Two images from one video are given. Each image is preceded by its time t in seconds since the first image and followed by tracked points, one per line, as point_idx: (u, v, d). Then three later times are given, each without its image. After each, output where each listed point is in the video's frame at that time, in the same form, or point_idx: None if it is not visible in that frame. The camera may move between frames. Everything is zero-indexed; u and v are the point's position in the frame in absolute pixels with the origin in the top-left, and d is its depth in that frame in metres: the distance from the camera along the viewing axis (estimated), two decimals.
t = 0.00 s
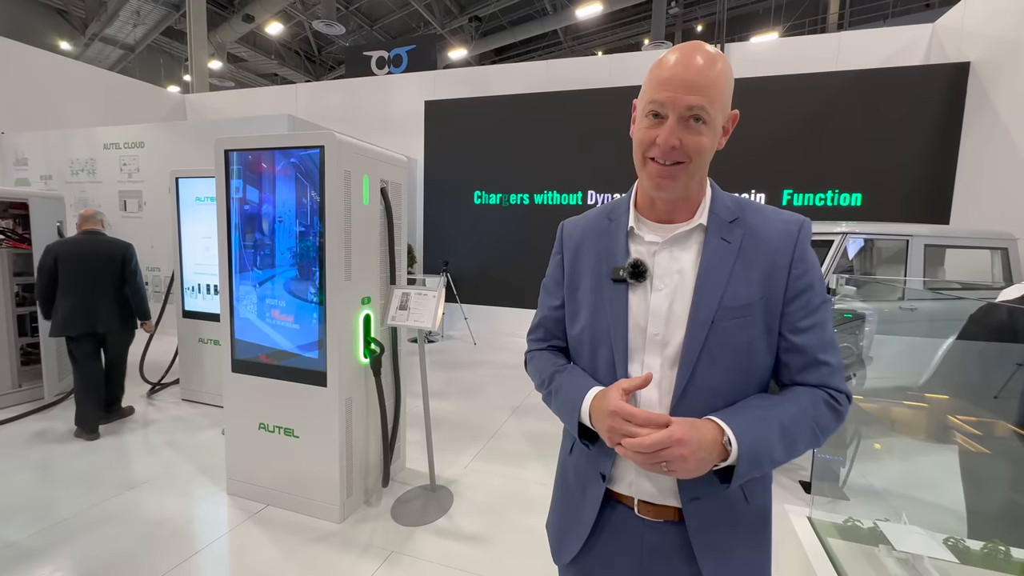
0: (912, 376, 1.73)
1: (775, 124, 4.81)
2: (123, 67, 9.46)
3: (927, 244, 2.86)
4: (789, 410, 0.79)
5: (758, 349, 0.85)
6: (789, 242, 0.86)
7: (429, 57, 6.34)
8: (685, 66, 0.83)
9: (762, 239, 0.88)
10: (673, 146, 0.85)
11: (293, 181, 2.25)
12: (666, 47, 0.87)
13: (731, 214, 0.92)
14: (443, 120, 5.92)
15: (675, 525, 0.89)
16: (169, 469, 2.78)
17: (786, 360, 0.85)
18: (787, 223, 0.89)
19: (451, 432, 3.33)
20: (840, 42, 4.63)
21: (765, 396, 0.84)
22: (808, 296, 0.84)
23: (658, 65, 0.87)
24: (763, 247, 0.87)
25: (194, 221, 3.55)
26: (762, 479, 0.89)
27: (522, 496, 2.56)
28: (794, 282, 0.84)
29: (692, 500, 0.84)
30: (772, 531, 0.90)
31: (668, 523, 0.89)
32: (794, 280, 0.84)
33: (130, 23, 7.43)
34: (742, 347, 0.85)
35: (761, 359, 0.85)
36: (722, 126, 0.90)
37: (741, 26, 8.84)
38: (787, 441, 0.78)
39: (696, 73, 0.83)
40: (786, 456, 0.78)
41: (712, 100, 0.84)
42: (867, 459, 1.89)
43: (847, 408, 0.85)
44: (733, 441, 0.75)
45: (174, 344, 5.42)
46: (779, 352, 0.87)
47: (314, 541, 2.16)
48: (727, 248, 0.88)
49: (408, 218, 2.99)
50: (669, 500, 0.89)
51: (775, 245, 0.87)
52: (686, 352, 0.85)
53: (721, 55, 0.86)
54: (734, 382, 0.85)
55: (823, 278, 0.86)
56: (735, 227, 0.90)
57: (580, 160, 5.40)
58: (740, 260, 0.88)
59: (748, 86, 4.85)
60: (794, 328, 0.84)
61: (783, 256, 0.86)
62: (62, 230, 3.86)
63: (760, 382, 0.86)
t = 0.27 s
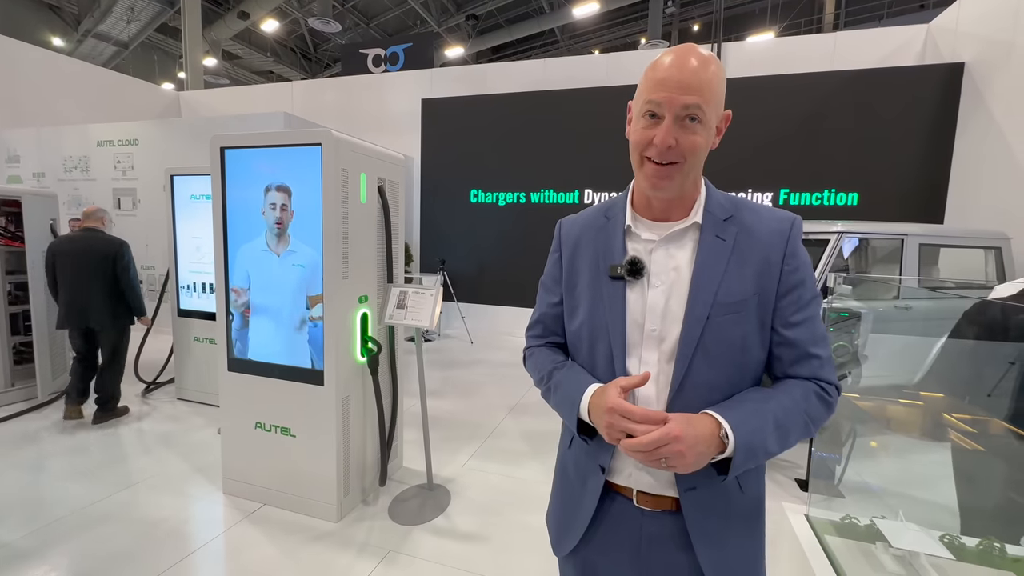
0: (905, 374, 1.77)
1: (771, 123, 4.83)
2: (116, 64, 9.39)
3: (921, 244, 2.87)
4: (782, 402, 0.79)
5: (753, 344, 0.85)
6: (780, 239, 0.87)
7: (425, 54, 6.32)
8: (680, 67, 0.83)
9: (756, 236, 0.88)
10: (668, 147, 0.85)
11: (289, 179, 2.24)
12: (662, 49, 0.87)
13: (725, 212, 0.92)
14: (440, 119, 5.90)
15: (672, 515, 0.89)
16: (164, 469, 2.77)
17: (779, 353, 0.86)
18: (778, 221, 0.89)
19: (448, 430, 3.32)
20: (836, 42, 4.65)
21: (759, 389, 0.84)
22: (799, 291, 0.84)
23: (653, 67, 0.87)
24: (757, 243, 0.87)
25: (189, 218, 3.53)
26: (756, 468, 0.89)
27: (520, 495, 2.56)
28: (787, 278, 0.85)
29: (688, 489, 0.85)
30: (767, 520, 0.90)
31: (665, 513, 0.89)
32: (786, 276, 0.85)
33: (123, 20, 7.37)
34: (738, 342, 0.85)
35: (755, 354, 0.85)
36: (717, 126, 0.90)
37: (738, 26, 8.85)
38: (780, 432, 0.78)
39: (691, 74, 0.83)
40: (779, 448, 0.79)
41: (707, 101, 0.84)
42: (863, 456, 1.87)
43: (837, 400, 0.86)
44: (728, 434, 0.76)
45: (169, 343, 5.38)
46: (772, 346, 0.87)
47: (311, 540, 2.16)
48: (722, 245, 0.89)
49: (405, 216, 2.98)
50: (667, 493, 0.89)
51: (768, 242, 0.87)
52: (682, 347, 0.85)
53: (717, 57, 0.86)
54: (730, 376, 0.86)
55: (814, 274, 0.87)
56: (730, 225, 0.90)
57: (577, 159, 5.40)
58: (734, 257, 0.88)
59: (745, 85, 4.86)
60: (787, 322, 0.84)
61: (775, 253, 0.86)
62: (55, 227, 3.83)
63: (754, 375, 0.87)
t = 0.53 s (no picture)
0: (899, 373, 1.79)
1: (766, 124, 4.85)
2: (110, 62, 9.33)
3: (915, 245, 2.90)
4: (776, 398, 0.80)
5: (748, 340, 0.86)
6: (773, 238, 0.87)
7: (422, 54, 6.30)
8: (671, 72, 0.84)
9: (750, 235, 0.88)
10: (660, 151, 0.85)
11: (285, 179, 2.23)
12: (654, 54, 0.88)
13: (719, 212, 0.92)
14: (436, 118, 5.89)
15: (672, 511, 0.90)
16: (159, 470, 2.75)
17: (773, 350, 0.86)
18: (771, 221, 0.90)
19: (445, 430, 3.32)
20: (831, 44, 4.68)
21: (754, 385, 0.85)
22: (793, 289, 0.85)
23: (646, 72, 0.87)
24: (751, 241, 0.88)
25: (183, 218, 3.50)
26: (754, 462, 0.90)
27: (517, 494, 2.57)
28: (780, 276, 0.85)
29: (687, 484, 0.85)
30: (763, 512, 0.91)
31: (664, 508, 0.90)
32: (779, 274, 0.85)
33: (117, 17, 7.32)
34: (733, 339, 0.86)
35: (750, 351, 0.86)
36: (709, 129, 0.90)
37: (734, 28, 8.89)
38: (775, 426, 0.79)
39: (683, 80, 0.84)
40: (775, 442, 0.80)
41: (698, 105, 0.84)
42: (859, 455, 1.83)
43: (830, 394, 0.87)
44: (725, 429, 0.76)
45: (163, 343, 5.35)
46: (767, 343, 0.88)
47: (308, 541, 2.15)
48: (716, 244, 0.89)
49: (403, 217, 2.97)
50: (667, 489, 0.90)
51: (762, 241, 0.87)
52: (679, 345, 0.85)
53: (707, 61, 0.86)
54: (727, 373, 0.86)
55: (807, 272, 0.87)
56: (723, 225, 0.90)
57: (574, 160, 5.41)
58: (729, 256, 0.88)
59: (741, 86, 4.88)
60: (781, 319, 0.85)
61: (768, 252, 0.87)
62: (49, 227, 3.79)
63: (750, 372, 0.87)
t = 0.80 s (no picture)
0: (894, 372, 1.81)
1: (762, 124, 4.87)
2: (103, 60, 9.25)
3: (910, 244, 2.91)
4: (779, 395, 0.80)
5: (749, 338, 0.86)
6: (773, 236, 0.88)
7: (418, 52, 6.28)
8: (668, 72, 0.84)
9: (751, 234, 0.88)
10: (659, 150, 0.85)
11: (281, 178, 2.22)
12: (651, 53, 0.88)
13: (719, 210, 0.92)
14: (433, 117, 5.88)
15: (677, 509, 0.90)
16: (154, 470, 2.73)
17: (774, 347, 0.87)
18: (770, 218, 0.90)
19: (442, 430, 3.31)
20: (826, 45, 4.70)
21: (756, 382, 0.85)
22: (794, 286, 0.85)
23: (643, 71, 0.87)
24: (752, 239, 0.88)
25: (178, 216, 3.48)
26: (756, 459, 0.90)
27: (515, 494, 2.57)
28: (781, 274, 0.86)
29: (691, 482, 0.85)
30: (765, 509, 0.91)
31: (668, 507, 0.90)
32: (779, 272, 0.86)
33: (110, 14, 7.25)
34: (735, 337, 0.86)
35: (752, 348, 0.86)
36: (707, 127, 0.90)
37: (729, 28, 8.91)
38: (778, 424, 0.79)
39: (680, 79, 0.83)
40: (778, 439, 0.80)
41: (695, 104, 0.84)
42: (855, 454, 1.81)
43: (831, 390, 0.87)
44: (730, 429, 0.77)
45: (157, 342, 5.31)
46: (768, 340, 0.88)
47: (305, 541, 2.14)
48: (717, 243, 0.89)
49: (400, 216, 2.96)
50: (671, 487, 0.90)
51: (762, 239, 0.87)
52: (682, 344, 0.85)
53: (703, 60, 0.87)
54: (729, 371, 0.86)
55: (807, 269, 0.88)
56: (724, 223, 0.90)
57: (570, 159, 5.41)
58: (730, 255, 0.88)
59: (737, 86, 4.89)
60: (782, 316, 0.85)
61: (769, 250, 0.87)
62: (41, 225, 3.75)
63: (752, 369, 0.87)
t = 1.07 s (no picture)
0: (891, 372, 1.82)
1: (758, 124, 4.89)
2: (97, 58, 9.18)
3: (905, 245, 2.93)
4: (782, 395, 0.81)
5: (752, 338, 0.86)
6: (775, 235, 0.88)
7: (415, 52, 6.27)
8: (665, 70, 0.84)
9: (753, 233, 0.88)
10: (659, 148, 0.85)
11: (276, 177, 2.20)
12: (647, 52, 0.88)
13: (721, 210, 0.92)
14: (429, 117, 5.86)
15: (681, 510, 0.90)
16: (149, 471, 2.71)
17: (778, 347, 0.87)
18: (773, 217, 0.90)
19: (439, 430, 3.31)
20: (822, 46, 4.73)
21: (759, 382, 0.85)
22: (796, 286, 0.85)
23: (640, 70, 0.87)
24: (753, 239, 0.88)
25: (173, 215, 3.45)
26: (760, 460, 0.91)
27: (513, 494, 2.56)
28: (783, 273, 0.86)
29: (696, 484, 0.85)
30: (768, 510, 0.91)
31: (672, 508, 0.90)
32: (782, 271, 0.86)
33: (103, 12, 7.19)
34: (738, 337, 0.86)
35: (755, 348, 0.86)
36: (705, 124, 0.90)
37: (725, 29, 8.95)
38: (782, 424, 0.80)
39: (677, 77, 0.83)
40: (782, 439, 0.80)
41: (692, 101, 0.84)
42: (853, 454, 1.80)
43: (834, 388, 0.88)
44: (734, 432, 0.77)
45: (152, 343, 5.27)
46: (771, 340, 0.88)
47: (303, 542, 2.13)
48: (719, 243, 0.89)
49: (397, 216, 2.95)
50: (675, 489, 0.90)
51: (765, 239, 0.87)
52: (686, 345, 0.85)
53: (700, 58, 0.86)
54: (732, 371, 0.86)
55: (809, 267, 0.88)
56: (725, 223, 0.90)
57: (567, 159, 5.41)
58: (732, 254, 0.88)
59: (734, 87, 4.90)
60: (784, 316, 0.85)
61: (771, 249, 0.87)
62: (34, 224, 3.71)
63: (755, 369, 0.87)
